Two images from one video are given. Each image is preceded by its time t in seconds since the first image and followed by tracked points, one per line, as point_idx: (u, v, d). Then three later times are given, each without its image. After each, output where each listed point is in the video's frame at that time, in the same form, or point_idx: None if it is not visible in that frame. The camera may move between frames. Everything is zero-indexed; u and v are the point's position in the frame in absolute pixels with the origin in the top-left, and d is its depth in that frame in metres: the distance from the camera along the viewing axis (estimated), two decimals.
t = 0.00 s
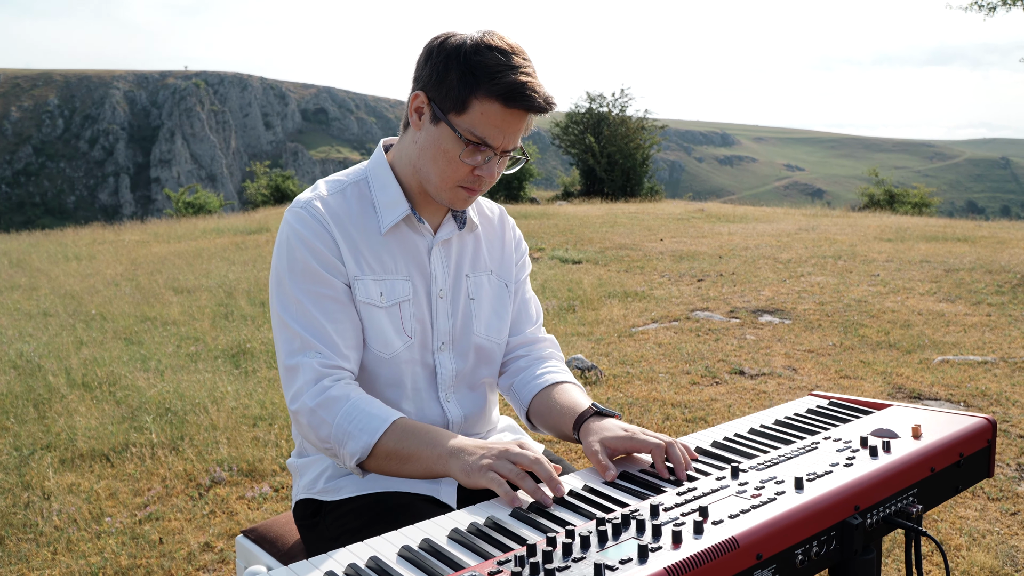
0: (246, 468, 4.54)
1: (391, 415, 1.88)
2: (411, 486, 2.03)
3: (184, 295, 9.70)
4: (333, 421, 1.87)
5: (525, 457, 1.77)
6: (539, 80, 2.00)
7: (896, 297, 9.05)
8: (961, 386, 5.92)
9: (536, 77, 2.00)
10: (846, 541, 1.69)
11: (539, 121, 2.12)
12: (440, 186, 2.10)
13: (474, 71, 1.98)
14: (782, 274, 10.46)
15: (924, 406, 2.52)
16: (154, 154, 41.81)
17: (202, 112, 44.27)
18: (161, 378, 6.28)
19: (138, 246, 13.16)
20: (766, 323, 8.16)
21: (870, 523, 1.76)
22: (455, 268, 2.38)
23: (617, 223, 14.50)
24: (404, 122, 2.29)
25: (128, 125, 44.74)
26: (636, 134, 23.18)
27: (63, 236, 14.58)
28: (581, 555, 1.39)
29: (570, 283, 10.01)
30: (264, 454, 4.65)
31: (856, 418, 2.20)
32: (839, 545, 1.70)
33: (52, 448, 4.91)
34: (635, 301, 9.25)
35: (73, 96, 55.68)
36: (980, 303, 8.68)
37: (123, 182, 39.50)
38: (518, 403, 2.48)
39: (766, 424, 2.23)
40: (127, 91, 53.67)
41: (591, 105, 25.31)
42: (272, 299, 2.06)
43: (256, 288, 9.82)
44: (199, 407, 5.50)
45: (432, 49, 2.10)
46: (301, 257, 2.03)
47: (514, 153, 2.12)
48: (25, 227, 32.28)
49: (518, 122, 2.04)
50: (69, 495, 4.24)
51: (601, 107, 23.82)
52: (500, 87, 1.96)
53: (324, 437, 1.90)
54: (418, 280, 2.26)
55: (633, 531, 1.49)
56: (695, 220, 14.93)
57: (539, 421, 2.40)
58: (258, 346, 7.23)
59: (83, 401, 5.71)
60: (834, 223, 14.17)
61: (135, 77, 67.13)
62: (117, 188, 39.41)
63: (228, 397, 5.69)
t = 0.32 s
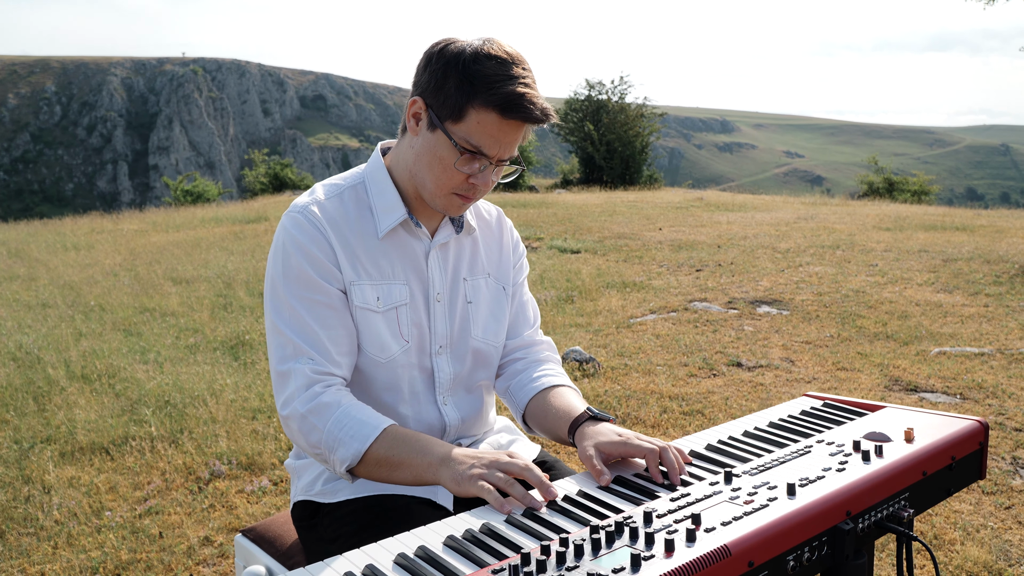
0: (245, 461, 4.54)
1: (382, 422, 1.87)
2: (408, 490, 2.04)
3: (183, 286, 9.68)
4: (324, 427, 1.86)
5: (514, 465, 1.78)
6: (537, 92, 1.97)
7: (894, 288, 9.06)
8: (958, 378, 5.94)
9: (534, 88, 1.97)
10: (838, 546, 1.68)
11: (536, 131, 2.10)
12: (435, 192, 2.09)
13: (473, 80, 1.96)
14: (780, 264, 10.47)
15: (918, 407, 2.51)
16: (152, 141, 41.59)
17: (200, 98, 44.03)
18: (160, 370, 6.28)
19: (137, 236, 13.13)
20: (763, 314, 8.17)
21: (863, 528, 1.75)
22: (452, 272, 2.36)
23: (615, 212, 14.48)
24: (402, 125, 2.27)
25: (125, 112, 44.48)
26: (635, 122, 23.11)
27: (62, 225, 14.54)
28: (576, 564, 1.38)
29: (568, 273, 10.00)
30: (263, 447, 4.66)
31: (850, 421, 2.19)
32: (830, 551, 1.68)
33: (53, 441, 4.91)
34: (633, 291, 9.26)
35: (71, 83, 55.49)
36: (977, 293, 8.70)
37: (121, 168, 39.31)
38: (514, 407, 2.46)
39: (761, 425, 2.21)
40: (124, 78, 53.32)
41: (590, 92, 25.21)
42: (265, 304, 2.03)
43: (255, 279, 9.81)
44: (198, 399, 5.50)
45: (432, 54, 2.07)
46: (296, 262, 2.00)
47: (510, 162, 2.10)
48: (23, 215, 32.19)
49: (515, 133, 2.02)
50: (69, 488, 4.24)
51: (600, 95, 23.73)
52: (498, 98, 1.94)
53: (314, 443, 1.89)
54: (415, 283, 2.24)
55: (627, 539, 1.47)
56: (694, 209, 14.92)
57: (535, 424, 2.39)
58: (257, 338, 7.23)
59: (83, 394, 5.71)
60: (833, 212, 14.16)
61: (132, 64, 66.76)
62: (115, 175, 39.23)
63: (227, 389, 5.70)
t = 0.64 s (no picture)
0: (245, 454, 4.55)
1: (383, 419, 1.86)
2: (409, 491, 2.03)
3: (182, 277, 9.66)
4: (325, 428, 1.85)
5: (518, 461, 1.76)
6: (533, 96, 1.96)
7: (892, 278, 9.06)
8: (955, 370, 5.96)
9: (531, 93, 1.96)
10: (832, 550, 1.67)
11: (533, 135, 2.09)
12: (432, 196, 2.08)
13: (470, 85, 1.95)
14: (779, 253, 10.47)
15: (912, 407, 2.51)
16: (150, 128, 41.36)
17: (198, 84, 43.76)
18: (159, 362, 6.28)
19: (135, 226, 13.10)
20: (762, 305, 8.17)
21: (857, 531, 1.74)
22: (450, 274, 2.35)
23: (614, 201, 14.46)
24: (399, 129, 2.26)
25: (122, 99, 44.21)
26: (634, 110, 23.04)
27: (59, 215, 14.49)
28: (572, 571, 1.38)
29: (567, 263, 9.99)
30: (263, 441, 4.67)
31: (844, 422, 2.19)
32: (824, 555, 1.67)
33: (53, 434, 4.91)
34: (632, 282, 9.26)
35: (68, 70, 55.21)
36: (975, 283, 8.71)
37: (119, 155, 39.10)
38: (512, 407, 2.46)
39: (756, 427, 2.21)
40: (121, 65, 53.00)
41: (589, 79, 25.10)
42: (264, 307, 2.02)
43: (254, 270, 9.79)
44: (197, 392, 5.50)
45: (429, 57, 2.06)
46: (295, 265, 1.99)
47: (506, 166, 2.09)
48: (22, 203, 32.08)
49: (512, 137, 2.01)
50: (69, 482, 4.25)
51: (599, 82, 23.63)
52: (495, 103, 1.93)
53: (316, 443, 1.88)
54: (414, 285, 2.23)
55: (623, 546, 1.48)
56: (693, 198, 14.90)
57: (531, 424, 2.38)
58: (256, 329, 7.22)
59: (82, 386, 5.71)
60: (832, 200, 14.14)
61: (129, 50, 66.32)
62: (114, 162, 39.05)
63: (226, 382, 5.70)
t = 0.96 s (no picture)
0: (245, 446, 4.56)
1: (381, 419, 1.87)
2: (407, 489, 2.03)
3: (181, 267, 9.65)
4: (323, 428, 1.86)
5: (514, 464, 1.75)
6: (532, 98, 1.95)
7: (890, 268, 9.06)
8: (952, 361, 5.97)
9: (529, 96, 1.95)
10: (827, 549, 1.68)
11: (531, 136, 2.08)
12: (431, 197, 2.08)
13: (468, 88, 1.94)
14: (777, 243, 10.47)
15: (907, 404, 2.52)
16: (148, 115, 41.13)
17: (196, 71, 43.49)
18: (159, 354, 6.28)
19: (134, 215, 13.06)
20: (760, 295, 8.18)
21: (851, 530, 1.75)
22: (448, 273, 2.34)
23: (613, 190, 14.44)
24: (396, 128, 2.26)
25: (120, 85, 43.93)
26: (633, 98, 22.95)
27: (58, 204, 14.44)
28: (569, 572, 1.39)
29: (566, 253, 9.99)
30: (262, 433, 4.68)
31: (840, 420, 2.19)
32: (818, 554, 1.68)
33: (53, 425, 4.92)
34: (631, 272, 9.26)
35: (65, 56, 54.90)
36: (973, 274, 8.72)
37: (117, 143, 38.90)
38: (510, 405, 2.47)
39: (752, 425, 2.21)
40: (118, 52, 52.64)
41: (588, 67, 24.99)
42: (263, 308, 2.02)
43: (253, 259, 9.77)
44: (197, 383, 5.50)
45: (427, 59, 2.04)
46: (293, 267, 1.99)
47: (505, 166, 2.09)
48: (20, 191, 31.96)
49: (511, 139, 2.01)
50: (70, 474, 4.26)
51: (598, 69, 23.53)
52: (494, 106, 1.93)
53: (314, 444, 1.89)
54: (412, 286, 2.23)
55: (620, 546, 1.48)
56: (692, 186, 14.88)
57: (530, 422, 2.38)
58: (255, 320, 7.22)
59: (82, 378, 5.72)
60: (831, 189, 14.13)
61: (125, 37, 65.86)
62: (111, 149, 38.84)
63: (226, 373, 5.70)
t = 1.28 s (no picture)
0: (245, 438, 4.56)
1: (379, 420, 1.87)
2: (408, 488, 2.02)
3: (180, 257, 9.63)
4: (321, 430, 1.86)
5: (508, 456, 1.77)
6: (530, 106, 1.94)
7: (889, 258, 9.07)
8: (949, 353, 5.99)
9: (527, 103, 1.94)
10: (822, 549, 1.69)
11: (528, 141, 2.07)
12: (427, 201, 2.08)
13: (465, 94, 1.93)
14: (776, 233, 10.46)
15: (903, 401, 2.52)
16: (145, 103, 40.90)
17: (193, 58, 43.20)
18: (159, 345, 6.28)
19: (132, 205, 13.02)
20: (759, 286, 8.18)
21: (847, 530, 1.76)
22: (446, 274, 2.33)
23: (612, 179, 14.40)
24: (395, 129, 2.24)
25: (117, 73, 43.64)
26: (632, 85, 22.85)
27: (56, 193, 14.38)
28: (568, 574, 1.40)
29: (565, 243, 9.97)
30: (262, 425, 4.68)
31: (837, 419, 2.20)
32: (814, 554, 1.69)
33: (54, 417, 4.92)
34: (630, 262, 9.25)
35: (61, 43, 54.49)
36: (971, 264, 8.72)
37: (114, 131, 38.71)
38: (509, 405, 2.47)
39: (749, 424, 2.21)
40: (116, 38, 52.28)
41: (587, 54, 24.85)
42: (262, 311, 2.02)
43: (251, 249, 9.75)
44: (197, 374, 5.50)
45: (426, 62, 2.03)
46: (292, 271, 1.99)
47: (501, 171, 2.08)
48: (18, 178, 31.82)
49: (507, 145, 2.00)
50: (72, 466, 4.27)
51: (597, 56, 23.41)
52: (491, 113, 1.92)
53: (313, 445, 1.90)
54: (410, 287, 2.22)
55: (618, 548, 1.49)
56: (691, 175, 14.84)
57: (529, 421, 2.39)
58: (255, 311, 7.22)
59: (83, 369, 5.72)
60: (830, 178, 14.10)
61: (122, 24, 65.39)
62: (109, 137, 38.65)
63: (226, 364, 5.70)
